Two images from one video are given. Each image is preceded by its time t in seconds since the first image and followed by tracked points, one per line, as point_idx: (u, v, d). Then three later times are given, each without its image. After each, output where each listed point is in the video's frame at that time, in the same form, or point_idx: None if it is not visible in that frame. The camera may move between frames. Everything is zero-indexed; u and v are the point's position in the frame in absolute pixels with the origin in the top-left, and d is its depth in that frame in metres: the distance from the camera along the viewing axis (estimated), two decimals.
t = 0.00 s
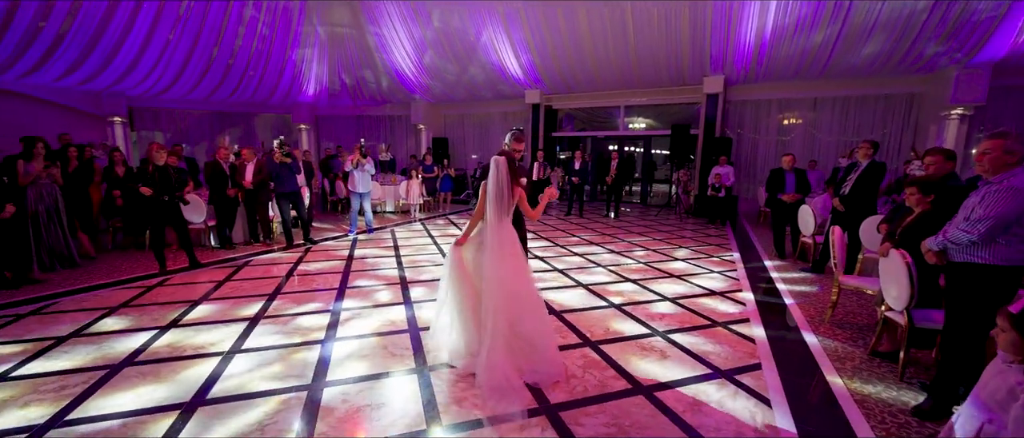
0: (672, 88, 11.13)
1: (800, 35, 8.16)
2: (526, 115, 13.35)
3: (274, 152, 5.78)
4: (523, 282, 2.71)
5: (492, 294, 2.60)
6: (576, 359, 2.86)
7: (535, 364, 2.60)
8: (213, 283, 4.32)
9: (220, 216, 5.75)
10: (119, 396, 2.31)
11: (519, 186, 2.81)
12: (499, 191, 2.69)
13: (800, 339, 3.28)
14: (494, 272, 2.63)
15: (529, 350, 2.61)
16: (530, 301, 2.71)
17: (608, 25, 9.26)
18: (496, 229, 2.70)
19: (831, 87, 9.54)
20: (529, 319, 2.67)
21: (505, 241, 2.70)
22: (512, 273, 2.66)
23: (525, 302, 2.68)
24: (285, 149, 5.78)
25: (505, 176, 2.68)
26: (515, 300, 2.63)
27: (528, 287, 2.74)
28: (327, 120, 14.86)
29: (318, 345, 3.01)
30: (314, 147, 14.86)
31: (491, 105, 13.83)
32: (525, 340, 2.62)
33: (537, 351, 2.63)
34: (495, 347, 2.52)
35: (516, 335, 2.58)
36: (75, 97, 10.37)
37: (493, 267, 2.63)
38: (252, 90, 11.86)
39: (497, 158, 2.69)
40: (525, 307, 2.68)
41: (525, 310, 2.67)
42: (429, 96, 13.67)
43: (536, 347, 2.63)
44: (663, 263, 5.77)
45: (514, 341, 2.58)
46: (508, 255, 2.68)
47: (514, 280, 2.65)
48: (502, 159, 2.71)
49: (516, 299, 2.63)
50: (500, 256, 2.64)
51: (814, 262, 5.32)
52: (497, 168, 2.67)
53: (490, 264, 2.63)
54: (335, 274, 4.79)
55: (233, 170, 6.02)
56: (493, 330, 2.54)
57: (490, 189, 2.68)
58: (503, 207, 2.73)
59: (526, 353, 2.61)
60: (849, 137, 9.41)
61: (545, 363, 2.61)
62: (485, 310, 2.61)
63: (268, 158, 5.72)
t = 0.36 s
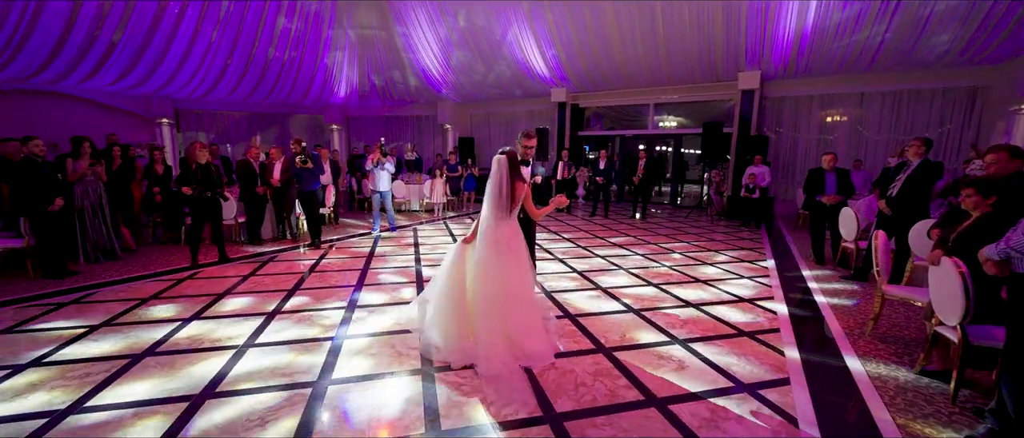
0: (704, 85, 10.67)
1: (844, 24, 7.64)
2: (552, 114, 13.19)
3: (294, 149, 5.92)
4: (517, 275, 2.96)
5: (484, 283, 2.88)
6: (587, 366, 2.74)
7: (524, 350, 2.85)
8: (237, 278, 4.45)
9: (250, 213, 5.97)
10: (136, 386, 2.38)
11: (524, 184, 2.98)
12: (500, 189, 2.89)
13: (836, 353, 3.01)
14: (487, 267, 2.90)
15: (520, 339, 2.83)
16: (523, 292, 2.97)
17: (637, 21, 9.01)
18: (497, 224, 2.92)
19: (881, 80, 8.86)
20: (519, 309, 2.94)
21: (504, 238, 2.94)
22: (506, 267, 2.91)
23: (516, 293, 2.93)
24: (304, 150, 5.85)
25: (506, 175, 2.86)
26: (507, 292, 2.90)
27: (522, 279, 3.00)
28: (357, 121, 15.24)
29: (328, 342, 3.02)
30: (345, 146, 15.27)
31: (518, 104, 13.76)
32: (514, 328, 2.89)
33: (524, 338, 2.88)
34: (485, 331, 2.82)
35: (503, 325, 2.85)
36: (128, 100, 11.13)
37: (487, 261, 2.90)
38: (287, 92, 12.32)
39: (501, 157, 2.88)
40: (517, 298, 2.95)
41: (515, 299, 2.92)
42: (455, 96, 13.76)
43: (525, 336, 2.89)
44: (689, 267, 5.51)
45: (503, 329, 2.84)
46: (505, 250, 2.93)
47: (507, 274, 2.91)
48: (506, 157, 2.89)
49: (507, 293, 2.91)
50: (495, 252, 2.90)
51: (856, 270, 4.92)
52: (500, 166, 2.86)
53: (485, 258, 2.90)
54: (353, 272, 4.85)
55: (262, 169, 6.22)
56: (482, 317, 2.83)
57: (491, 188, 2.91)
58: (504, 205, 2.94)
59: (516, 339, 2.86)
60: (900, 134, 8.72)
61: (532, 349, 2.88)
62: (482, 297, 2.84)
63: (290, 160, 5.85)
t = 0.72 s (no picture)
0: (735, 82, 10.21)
1: (888, 14, 7.13)
2: (575, 113, 12.97)
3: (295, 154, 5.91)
4: (525, 269, 3.06)
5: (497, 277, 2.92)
6: (595, 379, 2.59)
7: (530, 346, 2.91)
8: (255, 276, 4.55)
9: (273, 213, 6.11)
10: (143, 384, 2.42)
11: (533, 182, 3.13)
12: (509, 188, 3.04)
13: (873, 373, 2.73)
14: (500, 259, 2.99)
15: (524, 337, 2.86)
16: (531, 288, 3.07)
17: (663, 15, 8.70)
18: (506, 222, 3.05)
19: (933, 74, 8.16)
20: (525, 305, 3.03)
21: (515, 232, 3.06)
22: (518, 259, 3.01)
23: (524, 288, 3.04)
24: (317, 150, 5.78)
25: (513, 173, 3.01)
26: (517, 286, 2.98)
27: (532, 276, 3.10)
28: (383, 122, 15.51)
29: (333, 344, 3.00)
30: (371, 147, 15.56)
31: (541, 104, 13.61)
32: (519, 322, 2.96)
33: (531, 334, 2.97)
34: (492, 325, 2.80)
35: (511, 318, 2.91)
36: (168, 104, 11.75)
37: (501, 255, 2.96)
38: (315, 93, 12.64)
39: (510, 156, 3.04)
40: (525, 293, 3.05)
41: (524, 295, 3.04)
42: (478, 96, 13.76)
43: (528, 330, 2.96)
44: (714, 273, 5.22)
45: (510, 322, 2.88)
46: (517, 245, 3.03)
47: (518, 269, 2.99)
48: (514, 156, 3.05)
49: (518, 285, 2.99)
50: (509, 246, 2.99)
51: (900, 281, 4.53)
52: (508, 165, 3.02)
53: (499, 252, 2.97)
54: (368, 272, 4.86)
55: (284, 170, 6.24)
56: (493, 311, 2.85)
57: (501, 186, 3.06)
58: (514, 202, 3.08)
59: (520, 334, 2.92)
60: (954, 133, 8.02)
61: (538, 344, 2.93)
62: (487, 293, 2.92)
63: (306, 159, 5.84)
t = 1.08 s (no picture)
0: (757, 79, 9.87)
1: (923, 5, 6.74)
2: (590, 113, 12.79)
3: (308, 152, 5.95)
4: (529, 269, 2.97)
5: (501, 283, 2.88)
6: (595, 390, 2.46)
7: (538, 346, 2.85)
8: (263, 275, 4.58)
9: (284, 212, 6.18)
10: (138, 384, 2.42)
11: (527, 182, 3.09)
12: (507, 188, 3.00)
13: (900, 391, 2.52)
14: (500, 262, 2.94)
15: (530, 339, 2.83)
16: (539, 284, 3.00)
17: (682, 12, 8.43)
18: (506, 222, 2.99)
19: (974, 69, 7.66)
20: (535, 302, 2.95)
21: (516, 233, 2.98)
22: (520, 260, 2.94)
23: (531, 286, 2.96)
24: (323, 147, 5.76)
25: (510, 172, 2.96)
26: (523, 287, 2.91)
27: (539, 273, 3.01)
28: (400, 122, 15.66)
29: (331, 347, 2.96)
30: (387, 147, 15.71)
31: (556, 104, 13.47)
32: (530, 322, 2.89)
33: (539, 333, 2.90)
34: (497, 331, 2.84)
35: (518, 318, 2.85)
36: (193, 105, 12.13)
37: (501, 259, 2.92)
38: (332, 94, 12.83)
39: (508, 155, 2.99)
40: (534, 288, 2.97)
41: (530, 294, 2.95)
42: (493, 96, 13.71)
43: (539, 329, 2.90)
44: (730, 279, 5.00)
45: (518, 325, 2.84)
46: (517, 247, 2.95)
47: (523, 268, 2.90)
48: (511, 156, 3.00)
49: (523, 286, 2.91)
50: (510, 247, 2.90)
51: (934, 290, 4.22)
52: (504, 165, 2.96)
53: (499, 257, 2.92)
54: (374, 273, 4.84)
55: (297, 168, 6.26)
56: (498, 312, 2.82)
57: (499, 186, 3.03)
58: (513, 202, 3.02)
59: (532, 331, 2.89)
60: (996, 131, 7.50)
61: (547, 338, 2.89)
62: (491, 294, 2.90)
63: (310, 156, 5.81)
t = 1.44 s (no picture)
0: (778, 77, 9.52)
1: None
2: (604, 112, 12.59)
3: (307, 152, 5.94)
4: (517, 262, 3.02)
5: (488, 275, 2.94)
6: (591, 402, 2.33)
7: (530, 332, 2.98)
8: (267, 274, 4.60)
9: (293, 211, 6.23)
10: (128, 383, 2.41)
11: (507, 181, 2.97)
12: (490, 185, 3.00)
13: (928, 409, 2.30)
14: (486, 254, 3.03)
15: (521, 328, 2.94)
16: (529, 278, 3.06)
17: (698, 8, 8.16)
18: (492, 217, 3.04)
19: (1016, 63, 7.16)
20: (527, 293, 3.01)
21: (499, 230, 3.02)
22: (508, 251, 2.99)
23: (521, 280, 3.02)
24: (320, 146, 5.75)
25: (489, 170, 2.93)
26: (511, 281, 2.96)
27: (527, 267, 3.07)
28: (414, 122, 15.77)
29: (322, 349, 2.91)
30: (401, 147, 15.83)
31: (570, 103, 13.31)
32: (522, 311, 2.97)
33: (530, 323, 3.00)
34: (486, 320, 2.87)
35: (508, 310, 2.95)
36: (213, 106, 12.44)
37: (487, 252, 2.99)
38: (347, 95, 12.97)
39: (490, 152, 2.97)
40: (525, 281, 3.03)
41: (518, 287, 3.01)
42: (506, 96, 13.65)
43: (532, 318, 2.98)
44: (743, 282, 4.78)
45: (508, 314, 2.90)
46: (501, 242, 2.99)
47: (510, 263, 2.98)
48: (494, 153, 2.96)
49: (512, 279, 2.97)
50: (497, 241, 2.97)
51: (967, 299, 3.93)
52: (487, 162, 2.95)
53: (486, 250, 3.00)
54: (377, 273, 4.80)
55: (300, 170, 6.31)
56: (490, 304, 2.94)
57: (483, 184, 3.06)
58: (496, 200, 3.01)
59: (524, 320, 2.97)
60: None
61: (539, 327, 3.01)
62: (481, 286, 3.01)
63: (302, 156, 5.79)
